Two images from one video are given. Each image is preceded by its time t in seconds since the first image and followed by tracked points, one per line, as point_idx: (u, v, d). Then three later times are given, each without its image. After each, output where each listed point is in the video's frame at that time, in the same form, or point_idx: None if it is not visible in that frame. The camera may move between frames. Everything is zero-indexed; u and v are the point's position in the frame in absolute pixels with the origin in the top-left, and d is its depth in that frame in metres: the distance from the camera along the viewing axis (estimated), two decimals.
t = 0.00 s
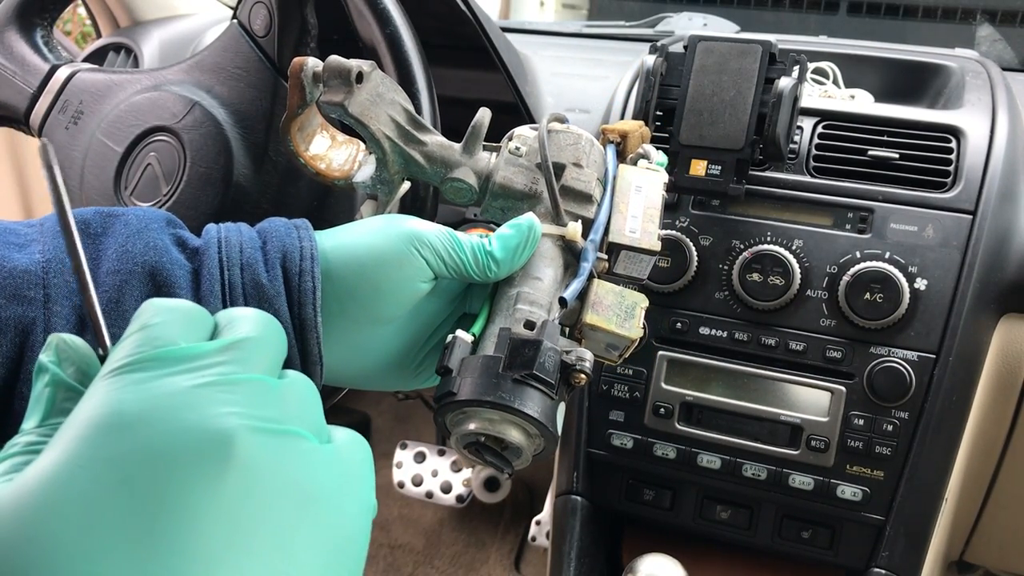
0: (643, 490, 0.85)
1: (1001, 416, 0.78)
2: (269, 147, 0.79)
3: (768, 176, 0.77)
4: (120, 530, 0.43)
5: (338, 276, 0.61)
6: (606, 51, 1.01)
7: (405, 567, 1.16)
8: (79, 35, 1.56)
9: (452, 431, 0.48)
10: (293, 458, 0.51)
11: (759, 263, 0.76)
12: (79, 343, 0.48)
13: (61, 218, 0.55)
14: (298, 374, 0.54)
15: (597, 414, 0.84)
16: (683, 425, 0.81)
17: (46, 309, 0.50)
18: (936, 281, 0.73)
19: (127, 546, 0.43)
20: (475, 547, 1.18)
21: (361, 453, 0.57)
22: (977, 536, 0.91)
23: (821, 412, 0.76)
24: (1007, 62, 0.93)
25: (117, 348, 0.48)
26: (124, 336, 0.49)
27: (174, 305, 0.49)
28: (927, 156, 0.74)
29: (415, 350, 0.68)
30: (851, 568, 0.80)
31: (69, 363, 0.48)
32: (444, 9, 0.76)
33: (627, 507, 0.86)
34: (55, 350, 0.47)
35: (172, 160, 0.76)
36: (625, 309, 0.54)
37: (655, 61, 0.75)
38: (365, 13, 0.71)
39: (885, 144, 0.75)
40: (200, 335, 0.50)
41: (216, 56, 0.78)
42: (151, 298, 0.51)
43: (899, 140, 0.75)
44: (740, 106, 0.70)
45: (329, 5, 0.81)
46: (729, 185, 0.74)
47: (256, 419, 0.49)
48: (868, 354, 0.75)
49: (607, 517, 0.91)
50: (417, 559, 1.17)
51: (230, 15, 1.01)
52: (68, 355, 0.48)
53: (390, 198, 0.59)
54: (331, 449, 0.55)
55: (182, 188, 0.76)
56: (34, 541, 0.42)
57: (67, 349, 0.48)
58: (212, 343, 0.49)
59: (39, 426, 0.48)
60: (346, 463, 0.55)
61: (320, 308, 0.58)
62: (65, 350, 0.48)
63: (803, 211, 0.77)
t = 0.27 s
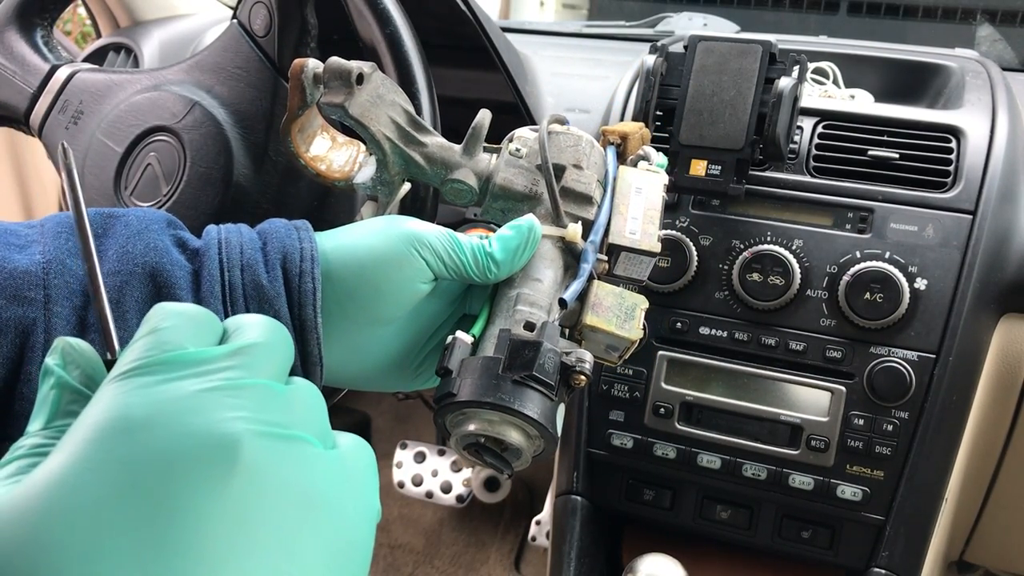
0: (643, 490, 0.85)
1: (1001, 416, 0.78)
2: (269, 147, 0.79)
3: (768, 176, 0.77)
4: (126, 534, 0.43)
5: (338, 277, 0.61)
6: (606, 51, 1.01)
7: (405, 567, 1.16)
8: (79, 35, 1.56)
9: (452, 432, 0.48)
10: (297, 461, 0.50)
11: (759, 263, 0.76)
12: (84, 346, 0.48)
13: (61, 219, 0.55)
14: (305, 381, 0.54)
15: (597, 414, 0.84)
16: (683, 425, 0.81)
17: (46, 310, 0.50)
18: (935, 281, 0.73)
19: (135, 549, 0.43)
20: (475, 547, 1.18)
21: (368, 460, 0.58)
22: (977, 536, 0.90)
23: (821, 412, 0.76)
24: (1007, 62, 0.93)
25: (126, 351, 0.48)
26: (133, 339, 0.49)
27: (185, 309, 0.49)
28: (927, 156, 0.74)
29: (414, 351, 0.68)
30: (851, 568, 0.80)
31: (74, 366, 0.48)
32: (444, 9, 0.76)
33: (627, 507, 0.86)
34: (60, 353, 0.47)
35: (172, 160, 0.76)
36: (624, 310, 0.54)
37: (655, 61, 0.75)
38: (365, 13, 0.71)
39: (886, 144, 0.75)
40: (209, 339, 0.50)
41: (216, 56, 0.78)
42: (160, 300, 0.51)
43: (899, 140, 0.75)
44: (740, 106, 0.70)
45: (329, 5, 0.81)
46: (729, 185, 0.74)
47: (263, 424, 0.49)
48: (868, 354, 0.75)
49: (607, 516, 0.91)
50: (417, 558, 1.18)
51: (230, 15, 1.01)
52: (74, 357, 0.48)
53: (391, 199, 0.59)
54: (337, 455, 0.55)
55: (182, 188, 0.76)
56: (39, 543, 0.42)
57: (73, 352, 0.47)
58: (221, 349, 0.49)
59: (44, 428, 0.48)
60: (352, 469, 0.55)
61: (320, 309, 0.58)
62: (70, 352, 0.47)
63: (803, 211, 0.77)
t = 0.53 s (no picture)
0: (643, 490, 0.85)
1: (1001, 416, 0.78)
2: (269, 147, 0.79)
3: (768, 176, 0.77)
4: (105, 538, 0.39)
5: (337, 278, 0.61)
6: (606, 51, 1.01)
7: (405, 567, 1.17)
8: (79, 35, 1.56)
9: (449, 434, 0.48)
10: (292, 450, 0.45)
11: (759, 263, 0.76)
12: (74, 341, 0.45)
13: (58, 219, 0.55)
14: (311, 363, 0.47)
15: (597, 414, 0.84)
16: (683, 425, 0.81)
17: (45, 310, 0.50)
18: (935, 281, 0.73)
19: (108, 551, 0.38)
20: (475, 548, 1.18)
21: (373, 443, 0.51)
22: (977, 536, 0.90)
23: (821, 412, 0.76)
24: (1007, 62, 0.93)
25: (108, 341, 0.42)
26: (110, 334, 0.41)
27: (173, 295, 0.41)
28: (927, 156, 0.74)
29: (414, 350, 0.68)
30: (851, 568, 0.80)
31: (62, 360, 0.44)
32: (444, 8, 0.76)
33: (627, 507, 0.86)
34: (47, 346, 0.44)
35: (172, 160, 0.76)
36: (623, 311, 0.54)
37: (655, 61, 0.75)
38: (365, 13, 0.71)
39: (885, 144, 0.75)
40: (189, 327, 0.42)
41: (216, 56, 0.78)
42: (154, 282, 0.47)
43: (899, 140, 0.75)
44: (740, 106, 0.70)
45: (329, 5, 0.81)
46: (729, 185, 0.74)
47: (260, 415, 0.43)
48: (868, 354, 0.75)
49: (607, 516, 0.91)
50: (417, 558, 1.18)
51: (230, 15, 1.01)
52: (61, 351, 0.44)
53: (390, 200, 0.60)
54: (338, 439, 0.48)
55: (182, 188, 0.76)
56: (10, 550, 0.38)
57: (61, 345, 0.44)
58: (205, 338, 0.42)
59: (27, 424, 0.43)
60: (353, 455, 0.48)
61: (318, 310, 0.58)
62: (59, 347, 0.44)
63: (803, 211, 0.77)
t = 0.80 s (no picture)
0: (643, 490, 0.85)
1: (1001, 416, 0.78)
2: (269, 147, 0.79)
3: (768, 176, 0.77)
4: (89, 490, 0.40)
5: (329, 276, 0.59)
6: (606, 51, 1.01)
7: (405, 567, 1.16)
8: (80, 35, 1.56)
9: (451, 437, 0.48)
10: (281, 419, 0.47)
11: (759, 263, 0.76)
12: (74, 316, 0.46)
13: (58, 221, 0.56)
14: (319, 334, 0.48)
15: (597, 414, 0.84)
16: (683, 425, 0.81)
17: (45, 318, 0.40)
18: (935, 281, 0.73)
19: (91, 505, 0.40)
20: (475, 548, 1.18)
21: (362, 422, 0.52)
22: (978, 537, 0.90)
23: (821, 412, 0.76)
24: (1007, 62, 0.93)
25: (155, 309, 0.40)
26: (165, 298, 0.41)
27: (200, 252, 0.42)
28: (927, 157, 0.74)
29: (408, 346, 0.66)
30: (851, 568, 0.80)
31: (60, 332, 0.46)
32: (444, 8, 0.77)
33: (627, 507, 0.86)
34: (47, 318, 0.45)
35: (172, 160, 0.77)
36: (625, 315, 0.54)
37: (655, 61, 0.75)
38: (365, 13, 0.71)
39: (885, 144, 0.75)
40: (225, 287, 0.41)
41: (216, 56, 0.78)
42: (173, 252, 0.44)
43: (899, 141, 0.75)
44: (740, 106, 0.70)
45: (329, 5, 0.81)
46: (730, 186, 0.74)
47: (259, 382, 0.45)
48: (868, 354, 0.75)
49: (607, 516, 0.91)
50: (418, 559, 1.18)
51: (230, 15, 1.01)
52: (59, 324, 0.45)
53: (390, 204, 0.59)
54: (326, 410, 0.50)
55: (182, 187, 0.77)
56: None
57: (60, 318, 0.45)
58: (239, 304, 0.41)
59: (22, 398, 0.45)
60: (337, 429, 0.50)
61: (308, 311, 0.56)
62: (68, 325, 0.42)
63: (803, 212, 0.77)
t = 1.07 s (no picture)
0: (643, 490, 0.85)
1: (1001, 416, 0.78)
2: (269, 147, 0.80)
3: (768, 176, 0.77)
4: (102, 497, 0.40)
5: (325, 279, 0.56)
6: (606, 51, 1.01)
7: (405, 567, 1.16)
8: (80, 35, 1.56)
9: (451, 434, 0.48)
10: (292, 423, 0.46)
11: (759, 263, 0.76)
12: (103, 303, 0.47)
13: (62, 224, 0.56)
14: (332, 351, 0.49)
15: (597, 415, 0.84)
16: (683, 425, 0.81)
17: (46, 311, 0.52)
18: (935, 281, 0.73)
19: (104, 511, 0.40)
20: (474, 548, 1.18)
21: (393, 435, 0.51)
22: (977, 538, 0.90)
23: (821, 412, 0.76)
24: (1007, 62, 0.93)
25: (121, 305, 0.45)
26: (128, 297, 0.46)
27: (193, 258, 0.47)
28: (927, 157, 0.74)
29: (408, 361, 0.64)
30: (851, 568, 0.80)
31: (86, 321, 0.47)
32: (443, 8, 0.76)
33: (627, 507, 0.86)
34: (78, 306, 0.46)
35: (172, 160, 0.76)
36: (623, 312, 0.54)
37: (655, 61, 0.75)
38: (365, 13, 0.71)
39: (885, 144, 0.75)
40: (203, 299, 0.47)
41: (216, 56, 0.78)
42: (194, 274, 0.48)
43: (898, 141, 0.75)
44: (740, 106, 0.70)
45: (329, 5, 0.81)
46: (729, 186, 0.74)
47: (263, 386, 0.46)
48: (867, 354, 0.75)
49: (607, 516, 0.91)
50: (417, 559, 1.17)
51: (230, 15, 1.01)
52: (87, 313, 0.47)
53: (390, 201, 0.60)
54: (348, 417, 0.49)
55: (182, 187, 0.76)
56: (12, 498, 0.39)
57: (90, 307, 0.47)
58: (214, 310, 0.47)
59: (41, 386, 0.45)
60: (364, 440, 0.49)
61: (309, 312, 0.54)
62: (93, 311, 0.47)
63: (803, 212, 0.77)
